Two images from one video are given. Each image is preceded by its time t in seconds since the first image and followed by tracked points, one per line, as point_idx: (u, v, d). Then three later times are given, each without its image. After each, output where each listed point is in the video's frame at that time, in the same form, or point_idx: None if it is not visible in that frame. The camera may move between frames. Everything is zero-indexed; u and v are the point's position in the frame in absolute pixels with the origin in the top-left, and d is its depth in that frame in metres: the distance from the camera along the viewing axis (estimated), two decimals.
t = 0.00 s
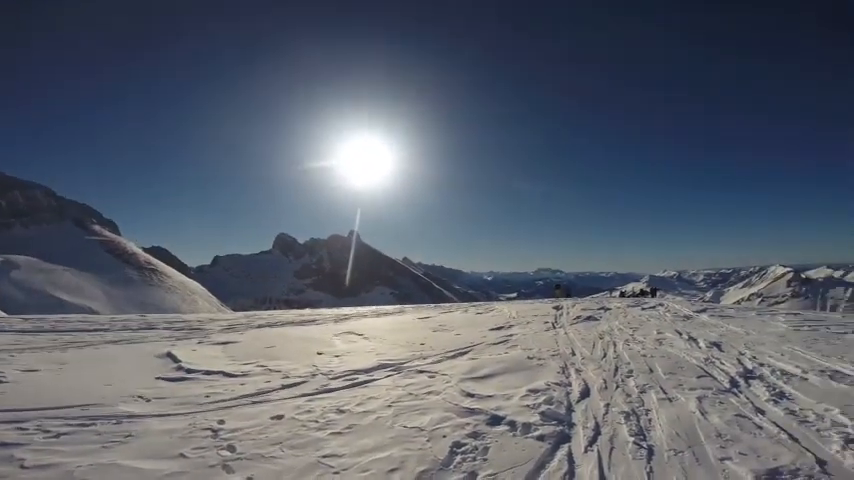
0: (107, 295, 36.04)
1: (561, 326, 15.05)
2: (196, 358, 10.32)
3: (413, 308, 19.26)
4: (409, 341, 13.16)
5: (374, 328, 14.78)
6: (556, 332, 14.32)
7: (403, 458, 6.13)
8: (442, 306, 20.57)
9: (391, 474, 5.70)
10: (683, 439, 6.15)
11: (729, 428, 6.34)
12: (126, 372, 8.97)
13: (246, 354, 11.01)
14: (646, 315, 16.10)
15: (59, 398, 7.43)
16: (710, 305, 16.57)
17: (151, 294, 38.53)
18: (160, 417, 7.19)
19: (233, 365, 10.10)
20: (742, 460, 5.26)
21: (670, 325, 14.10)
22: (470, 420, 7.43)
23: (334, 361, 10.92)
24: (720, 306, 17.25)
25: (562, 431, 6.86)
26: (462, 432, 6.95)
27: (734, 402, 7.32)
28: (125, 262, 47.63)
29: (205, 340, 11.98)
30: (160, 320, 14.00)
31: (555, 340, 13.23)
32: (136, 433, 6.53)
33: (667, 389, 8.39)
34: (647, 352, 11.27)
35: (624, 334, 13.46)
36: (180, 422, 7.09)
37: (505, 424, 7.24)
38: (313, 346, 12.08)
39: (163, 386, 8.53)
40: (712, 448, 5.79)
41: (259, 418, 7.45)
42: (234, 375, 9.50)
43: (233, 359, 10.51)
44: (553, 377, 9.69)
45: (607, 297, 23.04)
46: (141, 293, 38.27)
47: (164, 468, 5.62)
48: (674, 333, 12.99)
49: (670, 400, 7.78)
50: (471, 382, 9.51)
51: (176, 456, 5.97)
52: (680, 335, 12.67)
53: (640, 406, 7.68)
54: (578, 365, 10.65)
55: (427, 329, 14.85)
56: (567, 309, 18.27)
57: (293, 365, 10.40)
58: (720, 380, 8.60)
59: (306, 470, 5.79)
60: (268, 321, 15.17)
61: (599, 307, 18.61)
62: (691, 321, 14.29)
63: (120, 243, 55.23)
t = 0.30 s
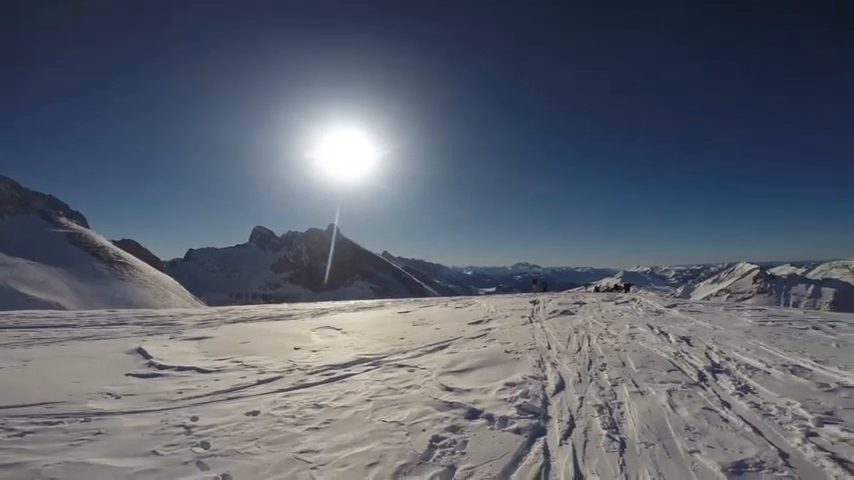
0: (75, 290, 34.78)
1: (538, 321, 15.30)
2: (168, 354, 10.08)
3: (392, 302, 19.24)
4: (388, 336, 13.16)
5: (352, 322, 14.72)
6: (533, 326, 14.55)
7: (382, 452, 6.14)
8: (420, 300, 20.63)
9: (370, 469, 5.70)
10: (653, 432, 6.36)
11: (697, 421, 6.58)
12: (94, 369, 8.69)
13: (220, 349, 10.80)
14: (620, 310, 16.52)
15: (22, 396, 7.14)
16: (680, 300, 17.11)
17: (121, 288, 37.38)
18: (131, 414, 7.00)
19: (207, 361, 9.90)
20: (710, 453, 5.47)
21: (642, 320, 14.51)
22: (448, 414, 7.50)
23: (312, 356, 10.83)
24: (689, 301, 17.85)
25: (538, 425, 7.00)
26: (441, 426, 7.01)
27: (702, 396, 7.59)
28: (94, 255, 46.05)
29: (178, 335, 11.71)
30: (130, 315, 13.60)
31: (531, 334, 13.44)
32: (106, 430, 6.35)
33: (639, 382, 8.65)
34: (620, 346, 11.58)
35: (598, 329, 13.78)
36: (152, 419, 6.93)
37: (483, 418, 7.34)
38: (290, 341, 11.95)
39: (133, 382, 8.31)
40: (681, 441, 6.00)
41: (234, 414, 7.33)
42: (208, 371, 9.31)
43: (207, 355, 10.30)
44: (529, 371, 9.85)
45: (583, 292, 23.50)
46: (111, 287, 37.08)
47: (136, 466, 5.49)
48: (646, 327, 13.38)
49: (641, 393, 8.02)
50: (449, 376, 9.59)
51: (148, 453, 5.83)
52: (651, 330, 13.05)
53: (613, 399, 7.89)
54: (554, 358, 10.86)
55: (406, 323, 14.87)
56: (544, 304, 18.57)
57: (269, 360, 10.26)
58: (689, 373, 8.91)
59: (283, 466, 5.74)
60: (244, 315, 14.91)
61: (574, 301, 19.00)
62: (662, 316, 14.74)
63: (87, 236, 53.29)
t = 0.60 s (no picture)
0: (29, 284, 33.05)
1: (510, 312, 15.57)
2: (132, 349, 9.72)
3: (365, 294, 19.15)
4: (361, 328, 13.10)
5: (325, 315, 14.58)
6: (505, 317, 14.80)
7: (356, 445, 6.14)
8: (394, 292, 20.61)
9: (345, 462, 5.69)
10: (620, 421, 6.59)
11: (661, 410, 6.86)
12: (52, 366, 8.30)
13: (187, 344, 10.51)
14: (588, 301, 17.00)
15: None
16: (645, 292, 17.75)
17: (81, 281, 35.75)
18: (92, 411, 6.74)
19: (173, 356, 9.61)
20: (673, 442, 5.71)
21: (609, 310, 14.98)
22: (422, 405, 7.55)
23: (283, 350, 10.67)
24: (654, 292, 18.52)
25: (510, 415, 7.15)
26: (416, 417, 7.06)
27: (665, 385, 7.92)
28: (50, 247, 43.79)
29: (142, 330, 11.31)
30: (90, 310, 13.03)
31: (503, 325, 13.67)
32: (66, 429, 6.10)
33: (606, 372, 8.94)
34: (588, 336, 11.93)
35: (567, 319, 14.14)
36: (115, 416, 6.70)
37: (457, 409, 7.42)
38: (261, 335, 11.74)
39: (94, 379, 7.99)
40: (646, 429, 6.24)
41: (203, 410, 7.16)
42: (174, 366, 9.05)
43: (172, 350, 10.00)
44: (501, 361, 10.02)
45: (553, 284, 23.99)
46: (69, 281, 35.40)
47: (99, 465, 5.31)
48: (613, 318, 13.82)
49: (608, 383, 8.29)
50: (423, 367, 9.65)
51: (112, 451, 5.65)
52: (618, 320, 13.49)
53: (581, 389, 8.14)
54: (525, 348, 11.09)
55: (379, 315, 14.85)
56: (516, 295, 18.89)
57: (238, 355, 10.05)
58: (652, 363, 9.28)
59: (254, 461, 5.66)
60: (212, 309, 14.53)
61: (545, 292, 19.41)
62: (628, 307, 15.26)
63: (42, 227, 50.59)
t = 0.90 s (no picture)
0: None
1: (482, 303, 15.76)
2: (91, 341, 9.33)
3: (338, 285, 18.97)
4: (333, 319, 13.00)
5: (296, 306, 14.38)
6: (477, 308, 14.98)
7: (327, 436, 6.11)
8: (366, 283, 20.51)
9: (315, 454, 5.66)
10: (585, 412, 6.82)
11: (624, 401, 7.12)
12: (2, 358, 7.88)
13: (150, 335, 10.17)
14: (557, 294, 17.41)
15: None
16: (612, 285, 18.31)
17: (35, 268, 33.96)
18: (48, 405, 6.45)
19: (135, 348, 9.28)
20: (635, 433, 5.95)
21: (577, 303, 15.38)
22: (394, 396, 7.58)
23: (251, 341, 10.46)
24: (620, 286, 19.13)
25: (480, 406, 7.27)
26: (388, 408, 7.08)
27: (628, 377, 8.22)
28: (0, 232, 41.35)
29: (102, 321, 10.86)
30: (45, 300, 12.41)
31: (475, 316, 13.84)
32: (19, 424, 5.82)
33: (573, 364, 9.20)
34: (556, 328, 12.23)
35: (537, 311, 14.45)
36: (72, 409, 6.43)
37: (428, 400, 7.49)
38: (228, 326, 11.47)
39: (49, 372, 7.63)
40: (610, 421, 6.47)
41: (166, 403, 6.97)
42: (136, 358, 8.74)
43: (134, 341, 9.65)
44: (472, 353, 10.16)
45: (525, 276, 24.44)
46: (21, 268, 33.55)
47: (55, 461, 5.10)
48: (580, 311, 14.21)
49: (575, 375, 8.54)
50: (395, 358, 9.67)
51: (70, 446, 5.43)
52: (585, 313, 13.88)
53: (549, 380, 8.35)
54: (496, 340, 11.27)
55: (351, 306, 14.76)
56: (488, 287, 19.13)
57: (204, 346, 9.79)
58: (617, 355, 9.61)
59: (221, 454, 5.56)
60: (177, 300, 14.08)
61: (517, 285, 19.73)
62: (595, 300, 15.71)
63: None
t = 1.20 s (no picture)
0: None
1: (462, 294, 15.90)
2: (58, 334, 9.02)
3: (316, 275, 18.80)
4: (311, 310, 12.90)
5: (273, 296, 14.20)
6: (457, 299, 15.10)
7: (305, 428, 6.10)
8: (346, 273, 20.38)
9: (293, 445, 5.65)
10: (561, 402, 6.98)
11: (598, 391, 7.32)
12: None
13: (121, 327, 9.89)
14: (535, 285, 17.69)
15: None
16: (588, 277, 18.69)
17: None
18: (13, 401, 6.23)
19: (104, 340, 9.02)
20: (609, 423, 6.13)
21: (554, 294, 15.67)
22: (373, 387, 7.60)
23: (226, 332, 10.30)
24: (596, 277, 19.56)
25: (459, 396, 7.37)
26: (367, 399, 7.11)
27: (602, 367, 8.46)
28: None
29: (70, 313, 10.50)
30: (8, 292, 11.90)
31: (454, 307, 13.95)
32: None
33: (549, 354, 9.40)
34: (534, 318, 12.45)
35: (515, 302, 14.66)
36: (39, 404, 6.23)
37: (408, 390, 7.54)
38: (203, 317, 11.25)
39: (14, 366, 7.36)
40: (585, 410, 6.65)
41: (138, 396, 6.81)
42: (106, 351, 8.50)
43: (104, 334, 9.38)
44: (452, 343, 10.26)
45: (504, 267, 24.74)
46: None
47: (22, 457, 4.95)
48: (557, 301, 14.49)
49: (551, 364, 8.73)
50: (374, 349, 9.68)
51: (38, 441, 5.27)
52: (562, 304, 14.17)
53: (526, 370, 8.51)
54: (475, 330, 11.40)
55: (330, 297, 14.66)
56: (468, 278, 19.29)
57: (177, 338, 9.59)
58: (591, 346, 9.85)
59: (196, 447, 5.49)
60: (150, 291, 13.72)
61: (496, 276, 19.95)
62: (572, 291, 16.03)
63: None
